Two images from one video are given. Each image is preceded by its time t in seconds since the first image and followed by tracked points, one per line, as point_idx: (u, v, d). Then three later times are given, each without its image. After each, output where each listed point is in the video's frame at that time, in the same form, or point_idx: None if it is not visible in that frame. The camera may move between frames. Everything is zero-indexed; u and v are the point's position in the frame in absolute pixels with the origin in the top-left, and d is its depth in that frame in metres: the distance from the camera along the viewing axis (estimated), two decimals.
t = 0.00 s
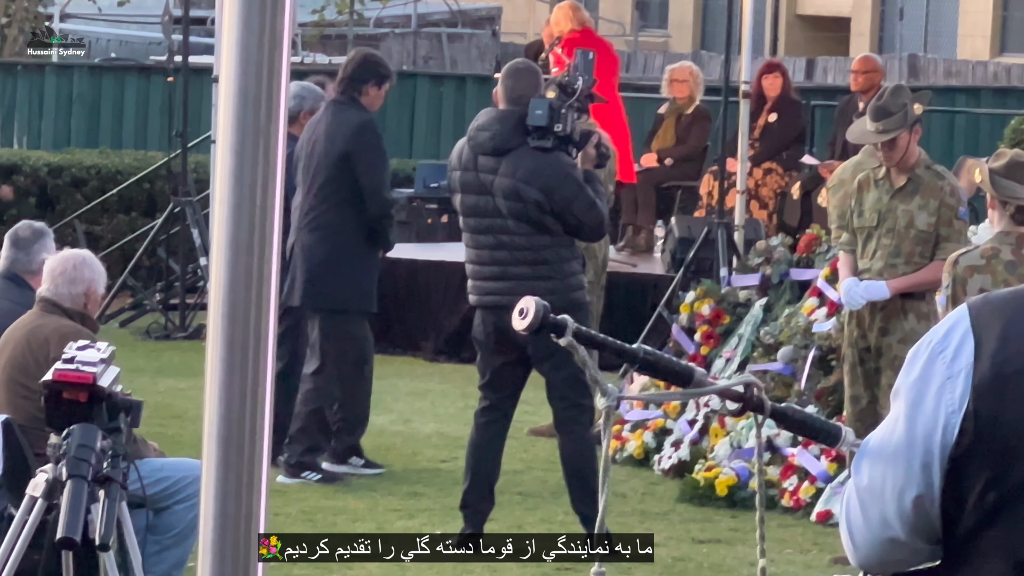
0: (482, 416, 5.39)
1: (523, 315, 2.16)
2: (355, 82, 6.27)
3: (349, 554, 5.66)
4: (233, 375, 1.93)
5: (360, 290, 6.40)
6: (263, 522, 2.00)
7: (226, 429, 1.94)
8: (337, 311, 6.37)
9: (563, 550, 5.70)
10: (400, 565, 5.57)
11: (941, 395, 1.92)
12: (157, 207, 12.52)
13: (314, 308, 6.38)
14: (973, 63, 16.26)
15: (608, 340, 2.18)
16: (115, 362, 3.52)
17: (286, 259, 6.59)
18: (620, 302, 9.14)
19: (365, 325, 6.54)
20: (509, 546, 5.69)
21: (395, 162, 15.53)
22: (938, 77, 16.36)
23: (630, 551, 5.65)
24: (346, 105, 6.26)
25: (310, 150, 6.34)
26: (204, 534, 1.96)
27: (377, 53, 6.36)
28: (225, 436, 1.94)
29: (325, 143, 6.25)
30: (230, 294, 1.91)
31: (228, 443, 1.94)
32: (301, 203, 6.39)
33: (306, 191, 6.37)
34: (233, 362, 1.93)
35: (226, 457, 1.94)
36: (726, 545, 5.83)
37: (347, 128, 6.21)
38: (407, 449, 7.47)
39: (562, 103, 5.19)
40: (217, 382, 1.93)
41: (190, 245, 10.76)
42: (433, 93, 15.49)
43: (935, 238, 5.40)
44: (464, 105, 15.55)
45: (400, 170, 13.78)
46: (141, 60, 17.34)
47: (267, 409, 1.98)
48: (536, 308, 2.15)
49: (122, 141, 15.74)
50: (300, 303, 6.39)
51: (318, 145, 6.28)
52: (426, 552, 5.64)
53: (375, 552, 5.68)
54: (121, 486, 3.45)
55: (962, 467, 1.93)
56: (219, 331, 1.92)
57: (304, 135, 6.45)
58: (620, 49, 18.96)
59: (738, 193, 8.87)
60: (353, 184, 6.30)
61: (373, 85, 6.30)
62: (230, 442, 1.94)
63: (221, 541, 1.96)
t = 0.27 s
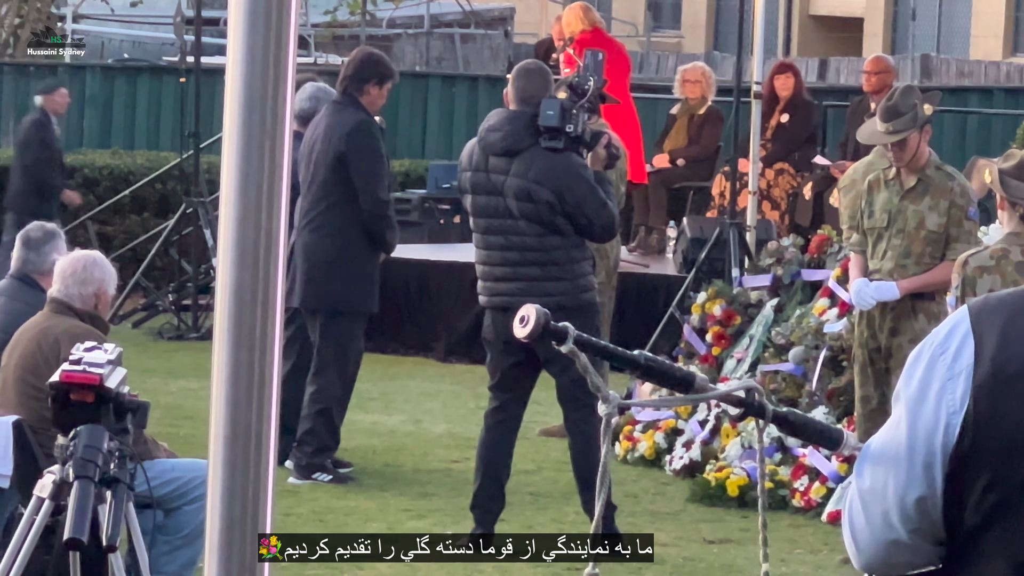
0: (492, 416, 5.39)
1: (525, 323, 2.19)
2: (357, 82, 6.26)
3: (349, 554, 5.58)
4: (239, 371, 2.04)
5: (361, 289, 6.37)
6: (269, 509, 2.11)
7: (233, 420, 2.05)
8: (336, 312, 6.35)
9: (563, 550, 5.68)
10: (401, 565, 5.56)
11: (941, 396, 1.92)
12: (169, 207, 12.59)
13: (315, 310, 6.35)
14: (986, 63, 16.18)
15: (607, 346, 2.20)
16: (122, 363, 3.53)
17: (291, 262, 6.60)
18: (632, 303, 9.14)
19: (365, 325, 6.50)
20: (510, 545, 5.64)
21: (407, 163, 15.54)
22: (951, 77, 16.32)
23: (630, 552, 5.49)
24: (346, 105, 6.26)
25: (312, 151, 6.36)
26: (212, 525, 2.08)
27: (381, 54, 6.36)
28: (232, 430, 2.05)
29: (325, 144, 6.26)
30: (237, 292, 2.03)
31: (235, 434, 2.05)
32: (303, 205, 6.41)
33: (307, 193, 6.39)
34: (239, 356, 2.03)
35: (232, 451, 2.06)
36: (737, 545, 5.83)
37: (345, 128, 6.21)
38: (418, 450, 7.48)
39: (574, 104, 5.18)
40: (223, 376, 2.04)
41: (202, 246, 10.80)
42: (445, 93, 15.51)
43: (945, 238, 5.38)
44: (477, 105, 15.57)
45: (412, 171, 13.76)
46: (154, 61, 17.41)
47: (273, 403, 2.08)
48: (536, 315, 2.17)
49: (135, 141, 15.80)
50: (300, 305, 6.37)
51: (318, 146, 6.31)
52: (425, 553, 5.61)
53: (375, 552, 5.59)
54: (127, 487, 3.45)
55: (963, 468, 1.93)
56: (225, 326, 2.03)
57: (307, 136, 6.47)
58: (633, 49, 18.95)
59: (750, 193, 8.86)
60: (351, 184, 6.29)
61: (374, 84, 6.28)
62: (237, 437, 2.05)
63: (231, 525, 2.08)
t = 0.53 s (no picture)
0: (499, 420, 5.39)
1: (520, 324, 2.22)
2: (361, 85, 6.25)
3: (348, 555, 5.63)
4: (240, 375, 2.06)
5: (365, 292, 6.37)
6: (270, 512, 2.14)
7: (235, 420, 2.07)
8: (341, 315, 6.36)
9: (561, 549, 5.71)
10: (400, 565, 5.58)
11: (939, 399, 1.91)
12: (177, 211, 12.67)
13: (317, 313, 6.37)
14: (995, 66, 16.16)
15: (602, 348, 2.23)
16: (124, 368, 3.53)
17: (297, 264, 6.63)
18: (640, 306, 9.14)
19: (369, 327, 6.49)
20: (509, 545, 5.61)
21: (416, 166, 15.57)
22: (960, 80, 16.29)
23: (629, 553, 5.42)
24: (350, 109, 6.25)
25: (316, 154, 6.37)
26: (214, 525, 2.10)
27: (386, 56, 6.34)
28: (234, 435, 2.07)
29: (329, 148, 6.27)
30: (238, 293, 2.05)
31: (238, 434, 2.07)
32: (308, 208, 6.43)
33: (312, 195, 6.41)
34: (241, 356, 2.06)
35: (233, 456, 2.08)
36: (744, 549, 5.81)
37: (349, 132, 6.21)
38: (426, 453, 7.48)
39: (582, 107, 5.17)
40: (225, 376, 2.06)
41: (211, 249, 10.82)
42: (454, 96, 15.52)
43: (951, 241, 5.38)
44: (485, 108, 15.59)
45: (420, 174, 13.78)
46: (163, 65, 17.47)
47: (274, 403, 2.11)
48: (531, 315, 2.21)
49: (144, 145, 15.85)
50: (303, 308, 6.39)
51: (322, 149, 6.32)
52: (426, 552, 5.65)
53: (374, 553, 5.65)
54: (129, 492, 3.47)
55: (960, 472, 1.93)
56: (227, 327, 2.05)
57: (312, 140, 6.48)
58: (642, 52, 18.96)
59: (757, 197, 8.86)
60: (354, 187, 6.30)
61: (379, 88, 6.27)
62: (238, 442, 2.07)
63: (233, 522, 2.10)
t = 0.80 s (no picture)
0: (505, 425, 5.38)
1: (517, 331, 2.21)
2: (364, 88, 6.27)
3: (349, 554, 5.62)
4: (241, 381, 2.09)
5: (370, 293, 6.38)
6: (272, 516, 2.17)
7: (235, 424, 2.10)
8: (347, 316, 6.36)
9: (562, 549, 5.74)
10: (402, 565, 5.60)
11: (939, 402, 1.91)
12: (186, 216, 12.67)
13: (323, 315, 6.38)
14: (1006, 69, 16.10)
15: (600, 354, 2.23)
16: (126, 372, 3.54)
17: (302, 268, 6.63)
18: (649, 311, 9.13)
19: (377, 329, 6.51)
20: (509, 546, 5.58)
21: (425, 170, 15.56)
22: (970, 85, 16.24)
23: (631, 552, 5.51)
24: (353, 111, 6.27)
25: (320, 158, 6.39)
26: (214, 528, 2.14)
27: (389, 61, 6.36)
28: (234, 440, 2.11)
29: (332, 150, 6.29)
30: (239, 302, 2.08)
31: (237, 438, 2.11)
32: (311, 211, 6.44)
33: (315, 199, 6.42)
34: (242, 360, 2.09)
35: (234, 461, 2.11)
36: (751, 553, 5.80)
37: (352, 134, 6.23)
38: (434, 459, 7.48)
39: (588, 112, 5.17)
40: (226, 381, 2.10)
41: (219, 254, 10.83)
42: (463, 101, 15.53)
43: (957, 246, 5.37)
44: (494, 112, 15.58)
45: (429, 179, 13.75)
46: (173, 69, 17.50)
47: (276, 407, 2.13)
48: (529, 324, 2.20)
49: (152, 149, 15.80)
50: (310, 310, 6.40)
51: (324, 152, 6.34)
52: (426, 553, 5.67)
53: (375, 552, 5.63)
54: (131, 497, 3.48)
55: (960, 477, 1.92)
56: (227, 334, 2.09)
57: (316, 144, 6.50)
58: (652, 57, 18.94)
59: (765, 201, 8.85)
60: (358, 188, 6.31)
61: (381, 91, 6.28)
62: (238, 447, 2.11)
63: (232, 525, 2.13)
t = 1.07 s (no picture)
0: (511, 429, 5.37)
1: (522, 335, 2.21)
2: (366, 91, 6.26)
3: (349, 555, 5.61)
4: (245, 386, 2.10)
5: (377, 295, 6.39)
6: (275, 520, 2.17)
7: (239, 429, 2.11)
8: (356, 318, 6.38)
9: (562, 549, 5.76)
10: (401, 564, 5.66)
11: (944, 406, 1.90)
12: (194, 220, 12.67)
13: (334, 318, 6.40)
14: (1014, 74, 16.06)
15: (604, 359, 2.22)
16: (129, 377, 3.58)
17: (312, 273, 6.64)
18: (656, 315, 9.12)
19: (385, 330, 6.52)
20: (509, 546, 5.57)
21: (433, 174, 15.55)
22: (978, 89, 16.20)
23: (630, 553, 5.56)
24: (356, 114, 6.27)
25: (324, 162, 6.39)
26: (218, 533, 2.14)
27: (392, 63, 6.36)
28: (239, 445, 2.11)
29: (336, 154, 6.29)
30: (242, 308, 2.08)
31: (241, 443, 2.11)
32: (318, 216, 6.45)
33: (320, 203, 6.43)
34: (246, 367, 2.09)
35: (238, 466, 2.12)
36: (758, 558, 5.79)
37: (357, 137, 6.23)
38: (441, 463, 7.47)
39: (594, 116, 5.16)
40: (230, 387, 2.10)
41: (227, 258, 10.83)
42: (471, 105, 15.54)
43: (964, 250, 5.36)
44: (502, 116, 15.57)
45: (437, 184, 13.73)
46: (180, 74, 17.52)
47: (279, 412, 2.14)
48: (534, 327, 2.20)
49: (160, 154, 15.77)
50: (318, 314, 6.41)
51: (328, 157, 6.34)
52: (425, 553, 5.73)
53: (374, 552, 5.69)
54: (134, 501, 3.48)
55: (964, 482, 1.91)
56: (231, 340, 2.09)
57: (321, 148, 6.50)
58: (659, 61, 18.92)
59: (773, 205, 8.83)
60: (363, 191, 6.31)
61: (382, 94, 6.27)
62: (242, 452, 2.12)
63: (236, 530, 2.14)
